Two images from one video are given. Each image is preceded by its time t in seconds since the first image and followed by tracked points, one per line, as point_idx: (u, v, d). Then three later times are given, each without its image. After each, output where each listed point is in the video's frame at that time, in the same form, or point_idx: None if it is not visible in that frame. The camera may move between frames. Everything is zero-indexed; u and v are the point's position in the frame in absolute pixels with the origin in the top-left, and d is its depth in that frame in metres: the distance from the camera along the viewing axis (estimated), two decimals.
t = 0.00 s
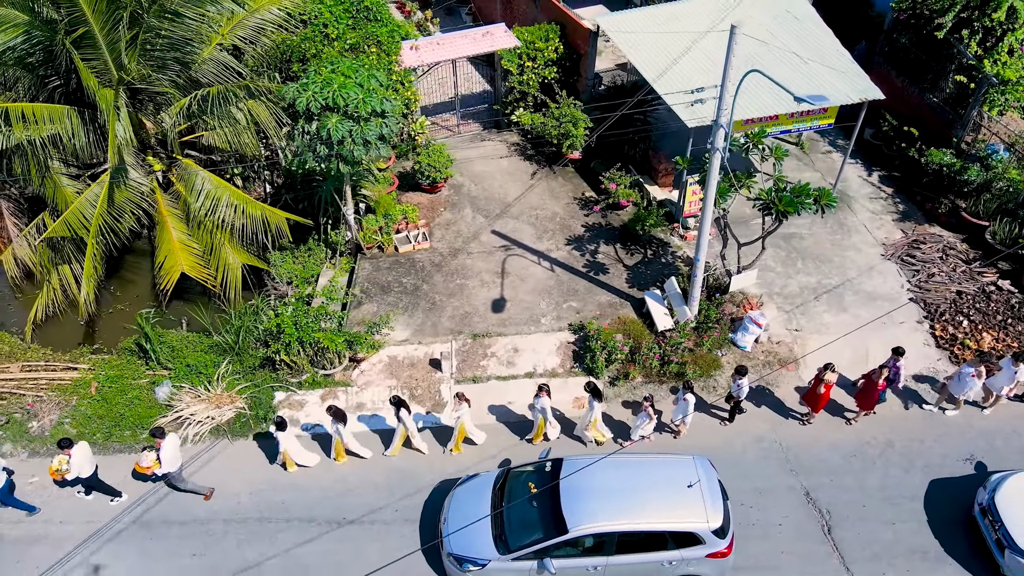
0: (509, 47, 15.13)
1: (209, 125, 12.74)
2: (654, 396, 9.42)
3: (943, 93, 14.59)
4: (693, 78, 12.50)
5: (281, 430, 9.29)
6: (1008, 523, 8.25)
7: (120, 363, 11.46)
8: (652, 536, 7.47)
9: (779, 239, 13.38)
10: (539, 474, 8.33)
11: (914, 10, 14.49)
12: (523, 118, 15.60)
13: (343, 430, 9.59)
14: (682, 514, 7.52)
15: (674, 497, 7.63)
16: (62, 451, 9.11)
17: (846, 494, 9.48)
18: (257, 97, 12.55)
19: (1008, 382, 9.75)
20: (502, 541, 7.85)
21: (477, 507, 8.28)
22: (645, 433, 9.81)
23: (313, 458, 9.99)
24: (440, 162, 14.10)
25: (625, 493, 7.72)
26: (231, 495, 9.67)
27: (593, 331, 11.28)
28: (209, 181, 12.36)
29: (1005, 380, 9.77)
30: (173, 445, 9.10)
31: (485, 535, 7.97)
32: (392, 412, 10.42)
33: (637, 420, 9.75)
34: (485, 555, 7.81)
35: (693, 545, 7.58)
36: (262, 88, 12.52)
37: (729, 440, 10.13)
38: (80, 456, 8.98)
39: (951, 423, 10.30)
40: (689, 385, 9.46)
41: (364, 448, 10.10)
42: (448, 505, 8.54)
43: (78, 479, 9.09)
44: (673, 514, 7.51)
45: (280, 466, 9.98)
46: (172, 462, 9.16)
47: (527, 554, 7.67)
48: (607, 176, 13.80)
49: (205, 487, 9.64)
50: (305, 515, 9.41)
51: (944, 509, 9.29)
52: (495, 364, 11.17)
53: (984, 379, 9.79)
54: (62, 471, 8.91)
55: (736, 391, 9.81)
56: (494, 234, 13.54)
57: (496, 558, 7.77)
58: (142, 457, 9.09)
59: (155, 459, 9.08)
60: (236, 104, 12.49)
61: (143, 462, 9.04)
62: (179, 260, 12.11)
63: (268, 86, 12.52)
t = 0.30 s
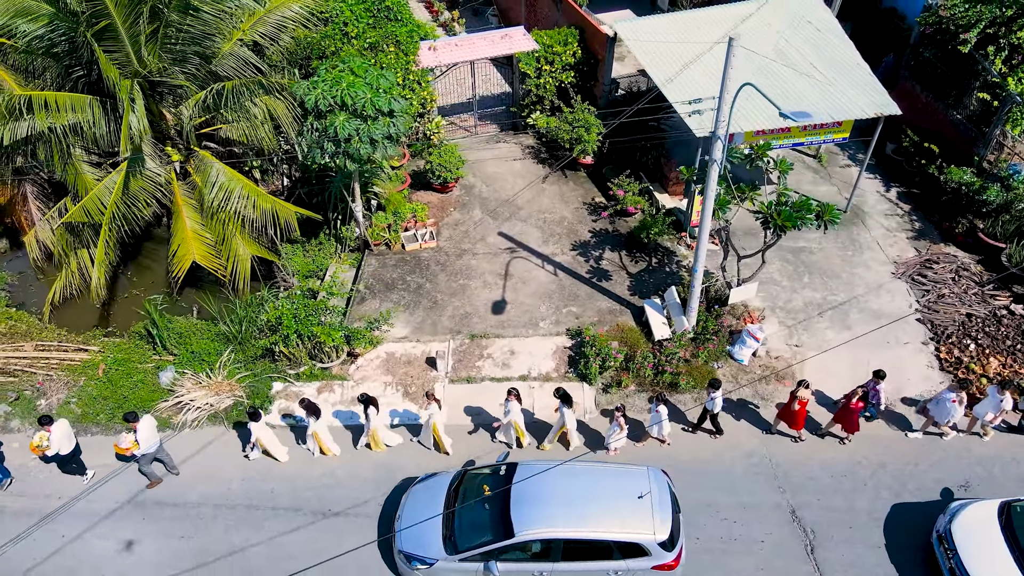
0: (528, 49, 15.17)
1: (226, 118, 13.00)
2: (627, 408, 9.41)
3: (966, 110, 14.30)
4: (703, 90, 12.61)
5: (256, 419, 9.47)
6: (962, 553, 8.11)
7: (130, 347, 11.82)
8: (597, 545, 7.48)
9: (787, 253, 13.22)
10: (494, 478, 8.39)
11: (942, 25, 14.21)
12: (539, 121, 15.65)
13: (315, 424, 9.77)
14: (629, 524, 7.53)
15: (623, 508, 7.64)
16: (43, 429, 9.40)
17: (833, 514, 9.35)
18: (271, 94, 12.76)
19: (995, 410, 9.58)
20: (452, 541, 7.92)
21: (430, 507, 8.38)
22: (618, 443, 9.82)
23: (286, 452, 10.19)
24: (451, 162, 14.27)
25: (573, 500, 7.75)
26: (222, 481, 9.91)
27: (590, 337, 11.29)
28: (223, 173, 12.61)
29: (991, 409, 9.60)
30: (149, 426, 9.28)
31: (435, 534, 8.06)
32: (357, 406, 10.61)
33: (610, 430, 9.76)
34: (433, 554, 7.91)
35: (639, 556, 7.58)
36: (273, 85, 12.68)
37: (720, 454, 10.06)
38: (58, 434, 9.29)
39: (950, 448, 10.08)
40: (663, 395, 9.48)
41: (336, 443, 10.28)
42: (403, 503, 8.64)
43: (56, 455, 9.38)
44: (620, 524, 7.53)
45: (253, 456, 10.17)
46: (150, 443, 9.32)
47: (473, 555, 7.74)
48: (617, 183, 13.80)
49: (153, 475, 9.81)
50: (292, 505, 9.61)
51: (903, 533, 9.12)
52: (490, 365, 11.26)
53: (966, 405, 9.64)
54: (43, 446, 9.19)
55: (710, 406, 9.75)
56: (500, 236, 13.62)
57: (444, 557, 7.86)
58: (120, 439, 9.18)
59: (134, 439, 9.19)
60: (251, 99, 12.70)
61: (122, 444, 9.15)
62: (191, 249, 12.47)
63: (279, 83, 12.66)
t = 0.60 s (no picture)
0: (555, 53, 15.23)
1: (253, 110, 13.20)
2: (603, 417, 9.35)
3: (1004, 132, 13.86)
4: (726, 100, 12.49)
5: (237, 405, 9.67)
6: None
7: (148, 328, 12.21)
8: (548, 550, 7.52)
9: (805, 270, 13.01)
10: (455, 477, 8.48)
11: (982, 43, 13.93)
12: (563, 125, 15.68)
13: (299, 412, 10.00)
14: (580, 532, 7.55)
15: (576, 515, 7.68)
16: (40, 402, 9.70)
17: (825, 539, 9.16)
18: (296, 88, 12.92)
19: (989, 446, 9.21)
20: (409, 536, 8.03)
21: (391, 501, 8.50)
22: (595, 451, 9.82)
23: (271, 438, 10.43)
24: (472, 162, 14.40)
25: (527, 504, 7.80)
26: (223, 463, 10.21)
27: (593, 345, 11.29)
28: (248, 164, 12.80)
29: (985, 444, 9.25)
30: (135, 409, 9.52)
31: (393, 529, 8.18)
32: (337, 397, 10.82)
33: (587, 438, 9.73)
34: (389, 548, 8.03)
35: (590, 564, 7.59)
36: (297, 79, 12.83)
37: (714, 470, 9.97)
38: (53, 408, 9.56)
39: (954, 480, 9.78)
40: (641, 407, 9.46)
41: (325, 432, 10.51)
42: (367, 496, 8.77)
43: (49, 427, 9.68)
44: (572, 531, 7.56)
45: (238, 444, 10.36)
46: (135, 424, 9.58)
47: (426, 552, 7.84)
48: (635, 191, 13.77)
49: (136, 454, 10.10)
50: (286, 491, 9.82)
51: (873, 562, 8.93)
52: (492, 367, 11.34)
53: (955, 437, 9.28)
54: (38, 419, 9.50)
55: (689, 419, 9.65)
56: (515, 238, 13.68)
57: (398, 552, 7.97)
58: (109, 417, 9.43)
59: (121, 419, 9.44)
60: (275, 93, 12.88)
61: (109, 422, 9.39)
62: (213, 236, 12.83)
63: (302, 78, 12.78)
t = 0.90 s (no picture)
0: (589, 59, 15.24)
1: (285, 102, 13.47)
2: (581, 424, 9.31)
3: None
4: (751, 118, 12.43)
5: (225, 391, 9.99)
6: None
7: (172, 309, 12.63)
8: (501, 549, 7.58)
9: (825, 291, 12.75)
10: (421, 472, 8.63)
11: None
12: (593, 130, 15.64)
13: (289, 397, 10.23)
14: (533, 534, 7.60)
15: (531, 518, 7.75)
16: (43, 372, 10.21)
17: (815, 567, 8.95)
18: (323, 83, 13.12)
19: (980, 485, 8.93)
20: (370, 525, 8.19)
21: (358, 491, 8.70)
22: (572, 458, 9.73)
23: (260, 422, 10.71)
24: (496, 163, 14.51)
25: (484, 503, 7.90)
26: (227, 445, 10.52)
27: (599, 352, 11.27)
28: (278, 155, 13.08)
29: (977, 484, 8.97)
30: (128, 384, 9.84)
31: (356, 519, 8.36)
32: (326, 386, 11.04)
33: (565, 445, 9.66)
34: (350, 536, 8.21)
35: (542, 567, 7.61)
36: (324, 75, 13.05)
37: (709, 489, 9.84)
38: (53, 378, 10.03)
39: (960, 517, 9.44)
40: (621, 417, 9.35)
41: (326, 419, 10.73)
42: (336, 486, 8.97)
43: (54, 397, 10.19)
44: (527, 532, 7.62)
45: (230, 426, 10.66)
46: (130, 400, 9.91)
47: (384, 543, 7.98)
48: (656, 201, 13.68)
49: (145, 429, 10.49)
50: (284, 476, 10.07)
51: None
52: (497, 368, 11.42)
53: (942, 475, 9.02)
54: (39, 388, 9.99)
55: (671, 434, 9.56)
56: (534, 241, 13.73)
57: (358, 541, 8.14)
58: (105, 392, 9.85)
59: (116, 394, 9.84)
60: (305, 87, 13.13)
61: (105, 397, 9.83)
62: (241, 224, 13.17)
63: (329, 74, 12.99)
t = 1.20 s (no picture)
0: (623, 66, 15.16)
1: (319, 95, 13.75)
2: (558, 428, 9.40)
3: None
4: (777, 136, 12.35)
5: (218, 372, 10.32)
6: None
7: (197, 291, 13.07)
8: (458, 542, 7.74)
9: (846, 313, 12.47)
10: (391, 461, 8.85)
11: None
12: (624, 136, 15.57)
13: (279, 381, 10.57)
14: (490, 529, 7.74)
15: (490, 514, 7.89)
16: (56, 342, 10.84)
17: None
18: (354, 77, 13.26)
19: (965, 522, 8.65)
20: (337, 510, 8.42)
21: (330, 475, 8.95)
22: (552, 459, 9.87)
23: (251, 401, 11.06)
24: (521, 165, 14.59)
25: (445, 497, 8.07)
26: (235, 426, 10.83)
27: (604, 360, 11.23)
28: (308, 148, 13.39)
29: (962, 520, 8.68)
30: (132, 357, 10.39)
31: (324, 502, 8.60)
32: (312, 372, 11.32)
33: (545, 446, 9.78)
34: (317, 518, 8.47)
35: (497, 562, 7.75)
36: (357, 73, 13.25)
37: (704, 505, 9.72)
38: (65, 347, 10.64)
39: (964, 554, 9.09)
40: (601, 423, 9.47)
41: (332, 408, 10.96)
42: (310, 469, 9.22)
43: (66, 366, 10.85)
44: (484, 528, 7.76)
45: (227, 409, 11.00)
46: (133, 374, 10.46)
47: (348, 527, 8.22)
48: (678, 213, 13.62)
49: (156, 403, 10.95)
50: (285, 460, 10.31)
51: None
52: (503, 369, 11.49)
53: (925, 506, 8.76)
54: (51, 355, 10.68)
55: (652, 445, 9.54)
56: (553, 245, 13.75)
57: (324, 523, 8.40)
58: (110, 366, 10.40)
59: (119, 367, 10.38)
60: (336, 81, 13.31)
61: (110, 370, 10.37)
62: (269, 212, 13.47)
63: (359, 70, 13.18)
